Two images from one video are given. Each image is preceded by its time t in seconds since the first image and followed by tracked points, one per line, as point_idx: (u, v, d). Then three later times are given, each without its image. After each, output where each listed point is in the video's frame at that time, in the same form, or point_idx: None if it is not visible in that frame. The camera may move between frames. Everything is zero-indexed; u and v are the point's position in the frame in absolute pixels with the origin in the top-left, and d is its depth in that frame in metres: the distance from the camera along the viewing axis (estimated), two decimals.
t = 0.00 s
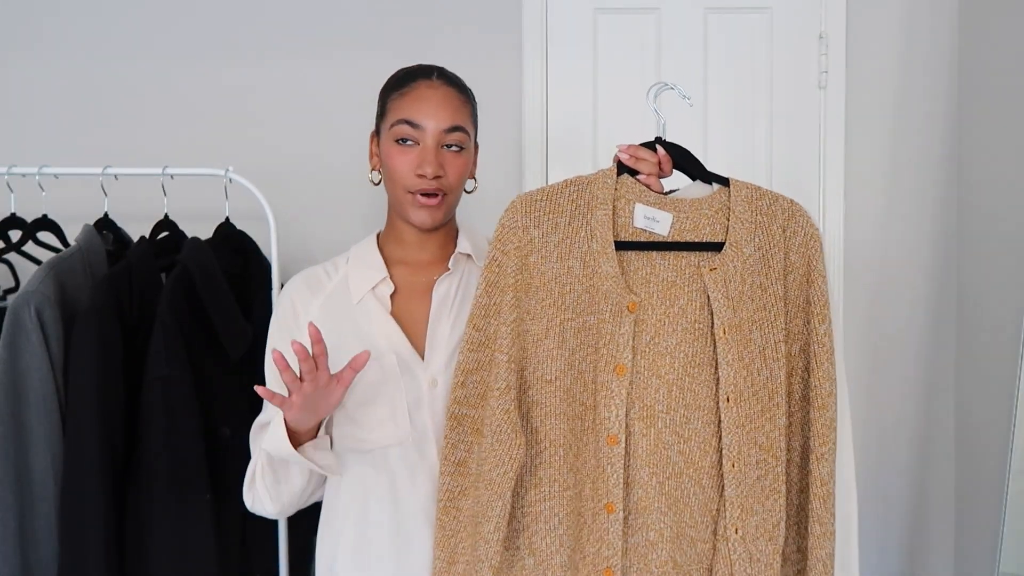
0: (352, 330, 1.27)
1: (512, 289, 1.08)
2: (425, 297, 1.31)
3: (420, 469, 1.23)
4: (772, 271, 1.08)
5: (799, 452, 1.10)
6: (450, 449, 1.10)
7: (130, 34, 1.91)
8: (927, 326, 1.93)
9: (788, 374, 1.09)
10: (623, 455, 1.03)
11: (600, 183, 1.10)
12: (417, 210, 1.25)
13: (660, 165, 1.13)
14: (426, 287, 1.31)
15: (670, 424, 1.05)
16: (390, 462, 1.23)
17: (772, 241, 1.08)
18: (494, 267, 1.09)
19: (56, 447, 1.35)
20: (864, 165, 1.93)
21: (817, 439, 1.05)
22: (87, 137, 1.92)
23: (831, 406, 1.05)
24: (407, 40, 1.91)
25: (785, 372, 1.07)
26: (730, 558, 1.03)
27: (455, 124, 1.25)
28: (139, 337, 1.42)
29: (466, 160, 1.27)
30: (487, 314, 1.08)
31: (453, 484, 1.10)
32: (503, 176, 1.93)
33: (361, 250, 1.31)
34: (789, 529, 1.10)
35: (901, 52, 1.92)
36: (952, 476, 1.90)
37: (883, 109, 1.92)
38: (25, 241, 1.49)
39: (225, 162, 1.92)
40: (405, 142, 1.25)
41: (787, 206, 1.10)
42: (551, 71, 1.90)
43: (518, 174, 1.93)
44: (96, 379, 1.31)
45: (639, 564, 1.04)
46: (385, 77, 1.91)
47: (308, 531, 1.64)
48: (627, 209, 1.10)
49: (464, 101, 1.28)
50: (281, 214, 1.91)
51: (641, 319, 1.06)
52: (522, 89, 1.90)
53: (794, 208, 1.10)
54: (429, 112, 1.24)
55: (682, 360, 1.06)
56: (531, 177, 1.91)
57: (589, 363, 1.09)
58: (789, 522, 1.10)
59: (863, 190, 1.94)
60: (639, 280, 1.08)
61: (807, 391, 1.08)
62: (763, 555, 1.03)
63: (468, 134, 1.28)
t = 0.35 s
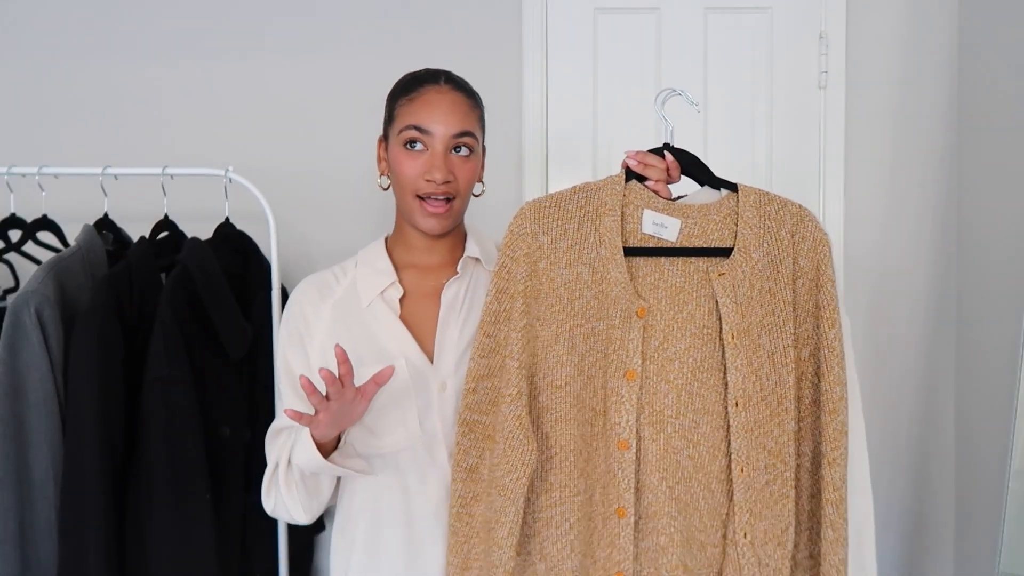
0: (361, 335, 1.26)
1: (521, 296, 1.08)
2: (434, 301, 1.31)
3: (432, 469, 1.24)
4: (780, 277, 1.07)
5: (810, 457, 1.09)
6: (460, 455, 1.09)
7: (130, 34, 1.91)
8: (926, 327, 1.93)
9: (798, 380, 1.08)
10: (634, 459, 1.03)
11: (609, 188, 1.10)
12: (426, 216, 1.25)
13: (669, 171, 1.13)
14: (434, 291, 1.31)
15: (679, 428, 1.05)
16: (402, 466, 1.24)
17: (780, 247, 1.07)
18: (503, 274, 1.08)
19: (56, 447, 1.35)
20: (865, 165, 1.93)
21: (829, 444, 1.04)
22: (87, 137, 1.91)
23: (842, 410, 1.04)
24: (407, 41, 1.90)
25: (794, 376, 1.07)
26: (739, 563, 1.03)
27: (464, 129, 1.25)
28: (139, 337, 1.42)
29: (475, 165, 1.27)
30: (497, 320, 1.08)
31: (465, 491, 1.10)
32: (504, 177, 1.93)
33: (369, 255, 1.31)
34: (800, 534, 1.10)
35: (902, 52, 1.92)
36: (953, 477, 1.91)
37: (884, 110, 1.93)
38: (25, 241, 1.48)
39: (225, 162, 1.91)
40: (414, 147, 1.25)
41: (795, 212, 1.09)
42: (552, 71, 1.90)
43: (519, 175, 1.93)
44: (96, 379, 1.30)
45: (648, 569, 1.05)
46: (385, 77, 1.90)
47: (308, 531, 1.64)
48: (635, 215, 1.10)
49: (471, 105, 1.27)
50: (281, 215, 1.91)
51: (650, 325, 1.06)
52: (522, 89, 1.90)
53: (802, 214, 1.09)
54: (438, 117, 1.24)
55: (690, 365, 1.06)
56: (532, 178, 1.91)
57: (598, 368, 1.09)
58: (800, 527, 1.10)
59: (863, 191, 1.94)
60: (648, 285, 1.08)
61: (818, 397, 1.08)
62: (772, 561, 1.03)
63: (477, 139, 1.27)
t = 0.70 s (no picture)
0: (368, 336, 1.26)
1: (524, 297, 1.08)
2: (440, 301, 1.31)
3: (440, 467, 1.24)
4: (788, 275, 1.07)
5: (820, 459, 1.09)
6: (464, 456, 1.10)
7: (130, 35, 1.91)
8: (928, 327, 1.93)
9: (807, 380, 1.08)
10: (638, 461, 1.03)
11: (612, 188, 1.10)
12: (430, 217, 1.25)
13: (672, 170, 1.13)
14: (439, 292, 1.31)
15: (684, 428, 1.05)
16: (408, 465, 1.24)
17: (789, 243, 1.08)
18: (506, 274, 1.09)
19: (56, 447, 1.35)
20: (866, 166, 1.93)
21: (840, 443, 1.04)
22: (88, 137, 1.91)
23: (853, 410, 1.04)
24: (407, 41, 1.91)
25: (803, 376, 1.07)
26: (748, 567, 1.03)
27: (466, 129, 1.25)
28: (139, 337, 1.42)
29: (478, 165, 1.27)
30: (498, 321, 1.08)
31: (469, 492, 1.10)
32: (505, 176, 1.93)
33: (376, 256, 1.31)
34: (811, 537, 1.09)
35: (902, 52, 1.92)
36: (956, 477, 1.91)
37: (885, 109, 1.92)
38: (25, 241, 1.48)
39: (226, 162, 1.92)
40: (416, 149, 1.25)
41: (804, 208, 1.09)
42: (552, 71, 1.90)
43: (520, 174, 1.93)
44: (96, 379, 1.30)
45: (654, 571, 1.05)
46: (385, 78, 1.90)
47: (310, 530, 1.64)
48: (639, 215, 1.11)
49: (473, 105, 1.27)
50: (282, 215, 1.91)
51: (656, 324, 1.06)
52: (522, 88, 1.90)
53: (811, 210, 1.09)
54: (440, 118, 1.24)
55: (697, 365, 1.06)
56: (532, 177, 1.91)
57: (603, 367, 1.09)
58: (810, 530, 1.09)
59: (864, 191, 1.94)
60: (653, 285, 1.08)
61: (827, 397, 1.08)
62: (781, 565, 1.02)
63: (480, 139, 1.27)
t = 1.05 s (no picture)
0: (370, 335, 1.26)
1: (519, 296, 1.08)
2: (440, 301, 1.31)
3: (438, 468, 1.24)
4: (787, 277, 1.07)
5: (818, 464, 1.08)
6: (458, 454, 1.10)
7: (130, 35, 1.91)
8: (926, 329, 1.93)
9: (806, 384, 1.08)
10: (633, 462, 1.03)
11: (610, 189, 1.10)
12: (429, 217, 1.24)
13: (671, 170, 1.12)
14: (441, 292, 1.31)
15: (681, 431, 1.05)
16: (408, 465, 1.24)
17: (787, 245, 1.08)
18: (502, 275, 1.09)
19: (56, 447, 1.35)
20: (865, 166, 1.93)
21: (837, 449, 1.04)
22: (88, 137, 1.91)
23: (851, 414, 1.03)
24: (407, 42, 1.91)
25: (801, 380, 1.06)
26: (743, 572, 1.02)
27: (465, 129, 1.25)
28: (139, 337, 1.42)
29: (478, 165, 1.27)
30: (494, 321, 1.08)
31: (463, 490, 1.10)
32: (504, 177, 1.93)
33: (377, 256, 1.31)
34: (807, 542, 1.09)
35: (902, 52, 1.92)
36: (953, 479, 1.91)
37: (884, 110, 1.92)
38: (25, 241, 1.48)
39: (225, 162, 1.92)
40: (416, 150, 1.25)
41: (805, 209, 1.09)
42: (552, 71, 1.90)
43: (519, 175, 1.93)
44: (96, 378, 1.30)
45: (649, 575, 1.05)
46: (385, 78, 1.90)
47: (308, 530, 1.64)
48: (636, 216, 1.10)
49: (472, 106, 1.27)
50: (282, 215, 1.91)
51: (652, 326, 1.06)
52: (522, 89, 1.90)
53: (812, 211, 1.09)
54: (439, 119, 1.24)
55: (694, 367, 1.05)
56: (531, 178, 1.91)
57: (599, 369, 1.09)
58: (806, 534, 1.09)
59: (863, 191, 1.94)
60: (650, 286, 1.08)
61: (826, 401, 1.07)
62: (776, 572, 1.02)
63: (479, 139, 1.27)
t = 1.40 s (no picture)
0: (370, 336, 1.26)
1: (516, 296, 1.08)
2: (440, 302, 1.31)
3: (436, 467, 1.25)
4: (786, 280, 1.07)
5: (814, 467, 1.09)
6: (454, 453, 1.10)
7: (130, 34, 1.91)
8: (924, 329, 1.93)
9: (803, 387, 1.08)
10: (629, 463, 1.04)
11: (609, 190, 1.10)
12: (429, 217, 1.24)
13: (671, 172, 1.12)
14: (440, 294, 1.31)
15: (677, 433, 1.05)
16: (407, 465, 1.25)
17: (786, 248, 1.08)
18: (500, 275, 1.09)
19: (56, 446, 1.35)
20: (865, 166, 1.93)
21: (833, 452, 1.04)
22: (88, 137, 1.91)
23: (847, 419, 1.04)
24: (407, 42, 1.91)
25: (798, 383, 1.07)
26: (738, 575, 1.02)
27: (467, 130, 1.25)
28: (139, 337, 1.42)
29: (479, 165, 1.27)
30: (493, 322, 1.09)
31: (458, 489, 1.10)
32: (503, 178, 1.93)
33: (378, 257, 1.31)
34: (801, 545, 1.09)
35: (902, 53, 1.92)
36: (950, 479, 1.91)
37: (883, 110, 1.93)
38: (25, 241, 1.48)
39: (225, 162, 1.92)
40: (417, 150, 1.25)
41: (805, 211, 1.09)
42: (551, 71, 1.90)
43: (518, 176, 1.93)
44: (96, 379, 1.30)
45: None
46: (385, 78, 1.90)
47: (307, 530, 1.64)
48: (635, 217, 1.10)
49: (474, 106, 1.27)
50: (281, 215, 1.91)
51: (650, 328, 1.06)
52: (521, 90, 1.90)
53: (812, 214, 1.09)
54: (440, 120, 1.24)
55: (692, 369, 1.05)
56: (530, 179, 1.91)
57: (597, 370, 1.09)
58: (801, 537, 1.09)
59: (862, 192, 1.94)
60: (648, 287, 1.08)
61: (824, 405, 1.07)
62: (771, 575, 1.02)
63: (480, 139, 1.27)
